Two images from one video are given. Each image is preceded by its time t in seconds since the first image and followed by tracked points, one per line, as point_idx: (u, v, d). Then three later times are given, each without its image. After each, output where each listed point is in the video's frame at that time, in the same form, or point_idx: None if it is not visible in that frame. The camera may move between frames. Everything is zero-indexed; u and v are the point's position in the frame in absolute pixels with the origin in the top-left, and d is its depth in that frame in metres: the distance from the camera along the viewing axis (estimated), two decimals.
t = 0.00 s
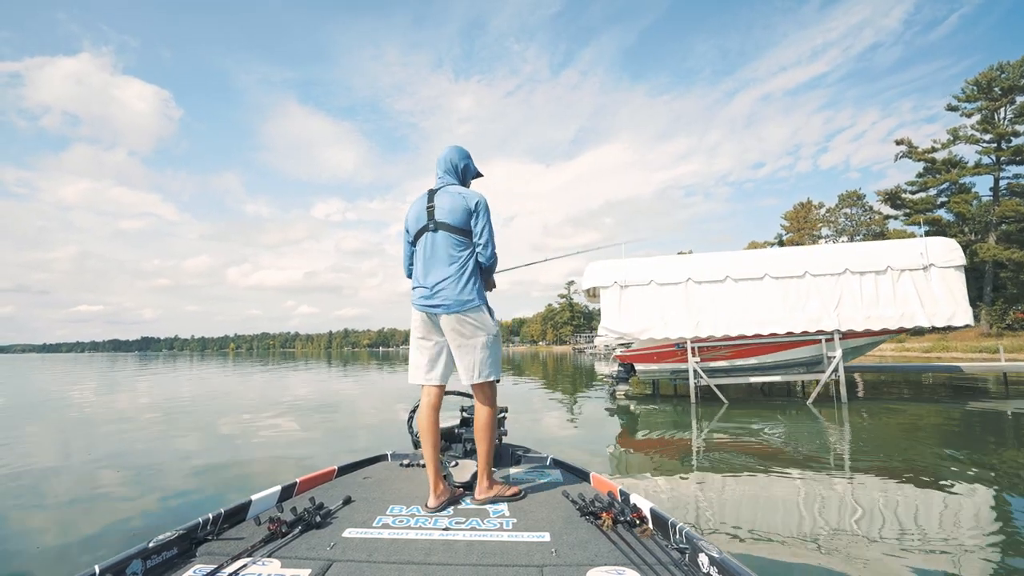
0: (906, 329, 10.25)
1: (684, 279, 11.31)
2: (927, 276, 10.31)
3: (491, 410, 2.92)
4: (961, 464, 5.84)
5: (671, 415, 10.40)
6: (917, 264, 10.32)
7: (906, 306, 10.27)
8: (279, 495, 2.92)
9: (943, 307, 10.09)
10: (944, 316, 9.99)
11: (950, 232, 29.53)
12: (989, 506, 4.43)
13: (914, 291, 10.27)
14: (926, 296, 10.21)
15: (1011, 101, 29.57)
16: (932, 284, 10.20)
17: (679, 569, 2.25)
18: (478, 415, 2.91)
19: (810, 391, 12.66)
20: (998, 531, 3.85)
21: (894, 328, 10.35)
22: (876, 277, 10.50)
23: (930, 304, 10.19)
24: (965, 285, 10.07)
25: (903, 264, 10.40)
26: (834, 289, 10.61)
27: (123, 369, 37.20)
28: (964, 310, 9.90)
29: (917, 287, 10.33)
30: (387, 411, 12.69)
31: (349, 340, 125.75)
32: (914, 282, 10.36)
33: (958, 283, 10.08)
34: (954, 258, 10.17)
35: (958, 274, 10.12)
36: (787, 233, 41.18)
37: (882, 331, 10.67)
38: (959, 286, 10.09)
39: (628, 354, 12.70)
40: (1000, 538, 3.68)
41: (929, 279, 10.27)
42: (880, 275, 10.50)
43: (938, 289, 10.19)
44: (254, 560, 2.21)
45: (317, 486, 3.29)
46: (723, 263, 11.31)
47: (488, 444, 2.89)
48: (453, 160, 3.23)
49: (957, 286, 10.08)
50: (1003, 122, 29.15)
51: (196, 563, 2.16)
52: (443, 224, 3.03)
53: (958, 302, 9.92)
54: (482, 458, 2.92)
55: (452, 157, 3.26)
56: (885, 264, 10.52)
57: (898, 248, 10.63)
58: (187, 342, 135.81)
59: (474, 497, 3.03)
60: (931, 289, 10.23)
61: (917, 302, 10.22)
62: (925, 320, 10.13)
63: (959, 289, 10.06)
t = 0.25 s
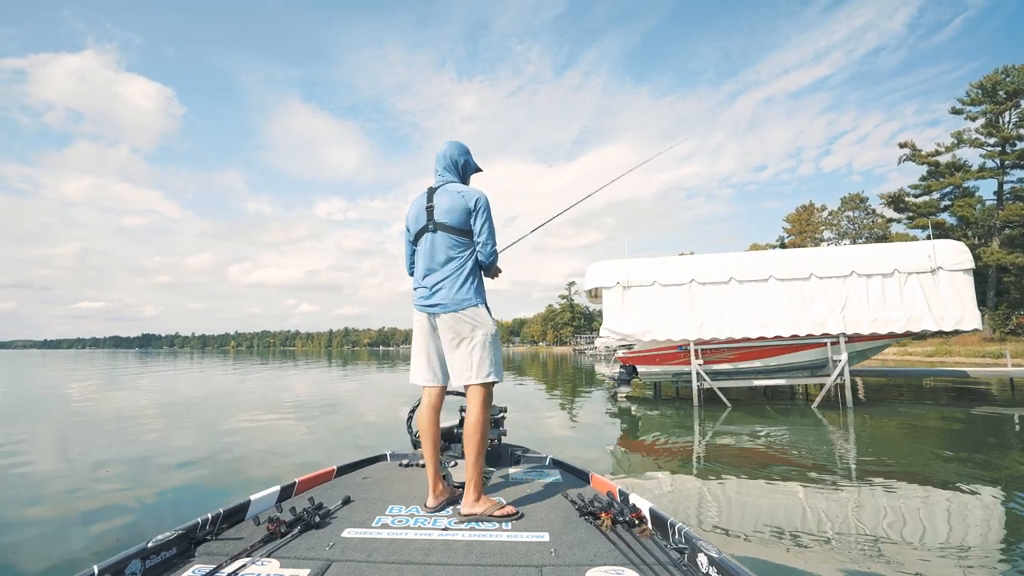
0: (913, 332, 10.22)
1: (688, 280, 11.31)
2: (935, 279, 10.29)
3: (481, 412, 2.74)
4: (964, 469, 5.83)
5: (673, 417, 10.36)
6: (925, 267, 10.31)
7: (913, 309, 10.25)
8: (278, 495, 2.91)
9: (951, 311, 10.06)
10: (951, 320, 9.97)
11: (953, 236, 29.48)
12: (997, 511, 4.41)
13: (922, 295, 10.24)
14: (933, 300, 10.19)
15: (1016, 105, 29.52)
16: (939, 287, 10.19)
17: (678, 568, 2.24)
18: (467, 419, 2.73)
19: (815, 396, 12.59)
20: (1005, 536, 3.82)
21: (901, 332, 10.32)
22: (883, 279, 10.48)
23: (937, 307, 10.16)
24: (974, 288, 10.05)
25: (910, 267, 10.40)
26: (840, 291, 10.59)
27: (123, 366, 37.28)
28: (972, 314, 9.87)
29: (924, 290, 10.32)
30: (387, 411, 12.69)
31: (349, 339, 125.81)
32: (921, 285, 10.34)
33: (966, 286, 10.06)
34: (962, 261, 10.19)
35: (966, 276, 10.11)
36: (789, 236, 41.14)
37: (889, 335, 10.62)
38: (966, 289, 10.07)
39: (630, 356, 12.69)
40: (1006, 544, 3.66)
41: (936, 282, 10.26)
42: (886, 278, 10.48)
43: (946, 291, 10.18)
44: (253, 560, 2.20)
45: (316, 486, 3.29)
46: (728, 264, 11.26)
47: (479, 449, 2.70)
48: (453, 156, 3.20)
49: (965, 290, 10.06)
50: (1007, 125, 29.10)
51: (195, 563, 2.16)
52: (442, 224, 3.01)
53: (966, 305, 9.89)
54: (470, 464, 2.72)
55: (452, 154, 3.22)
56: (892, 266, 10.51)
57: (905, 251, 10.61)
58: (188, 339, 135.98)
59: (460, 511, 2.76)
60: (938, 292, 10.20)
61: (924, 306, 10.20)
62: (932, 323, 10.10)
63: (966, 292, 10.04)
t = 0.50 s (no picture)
0: (920, 334, 10.21)
1: (692, 280, 11.30)
2: (943, 281, 10.29)
3: (479, 413, 2.75)
4: (968, 472, 5.82)
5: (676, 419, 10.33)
6: (933, 269, 10.32)
7: (922, 312, 10.22)
8: (278, 495, 2.92)
9: (959, 313, 10.05)
10: (960, 322, 9.95)
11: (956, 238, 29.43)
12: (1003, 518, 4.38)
13: (930, 297, 10.23)
14: (942, 302, 10.18)
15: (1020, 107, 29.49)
16: (948, 289, 10.17)
17: (678, 569, 2.24)
18: (466, 420, 2.74)
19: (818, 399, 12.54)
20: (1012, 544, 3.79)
21: (909, 334, 10.29)
22: (890, 280, 10.46)
23: (946, 310, 10.13)
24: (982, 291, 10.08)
25: (918, 269, 10.40)
26: (847, 292, 10.57)
27: (124, 364, 37.32)
28: (980, 317, 9.86)
29: (932, 292, 10.31)
30: (387, 411, 12.69)
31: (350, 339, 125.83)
32: (929, 286, 10.35)
33: (975, 288, 10.08)
34: (971, 263, 10.18)
35: (974, 278, 10.11)
36: (791, 237, 41.10)
37: (896, 338, 10.55)
38: (975, 291, 10.07)
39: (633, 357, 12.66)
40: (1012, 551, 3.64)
41: (945, 283, 10.25)
42: (894, 280, 10.47)
43: (954, 294, 10.17)
44: (253, 561, 2.20)
45: (316, 486, 3.29)
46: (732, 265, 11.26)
47: (477, 451, 2.71)
48: (457, 154, 3.19)
49: (974, 292, 10.07)
50: (1012, 127, 29.07)
51: (195, 563, 2.16)
52: (446, 223, 3.01)
53: (975, 308, 9.89)
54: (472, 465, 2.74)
55: (458, 150, 3.21)
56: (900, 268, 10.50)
57: (913, 252, 10.60)
58: (188, 338, 136.08)
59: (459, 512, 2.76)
60: (947, 294, 10.19)
61: (932, 308, 10.17)
62: (940, 325, 10.08)
63: (976, 295, 10.04)
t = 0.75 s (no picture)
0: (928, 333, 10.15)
1: (696, 279, 11.26)
2: (951, 278, 10.20)
3: (480, 414, 2.74)
4: (972, 472, 5.80)
5: (679, 420, 10.30)
6: (942, 266, 10.22)
7: (929, 310, 10.15)
8: (278, 496, 2.92)
9: (968, 311, 9.99)
10: (969, 321, 9.89)
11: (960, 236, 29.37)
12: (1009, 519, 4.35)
13: (938, 295, 10.13)
14: (950, 300, 10.09)
15: None
16: (956, 286, 10.10)
17: (678, 570, 2.24)
18: (466, 422, 2.74)
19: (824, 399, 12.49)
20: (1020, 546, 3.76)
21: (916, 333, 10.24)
22: (897, 278, 10.38)
23: (955, 308, 10.06)
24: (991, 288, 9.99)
25: (926, 266, 10.30)
26: (853, 290, 10.51)
27: (126, 366, 37.43)
28: (990, 315, 9.80)
29: (940, 290, 10.23)
30: (389, 411, 12.71)
31: (351, 339, 125.93)
32: (937, 283, 10.27)
33: (984, 285, 10.03)
34: (979, 260, 10.11)
35: (983, 275, 10.05)
36: (793, 237, 41.07)
37: (904, 336, 10.54)
38: (984, 289, 10.01)
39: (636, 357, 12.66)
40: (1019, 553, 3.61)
41: (953, 281, 10.17)
42: (901, 277, 10.38)
43: (963, 291, 10.08)
44: (253, 562, 2.21)
45: (316, 486, 3.30)
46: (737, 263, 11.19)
47: (478, 451, 2.72)
48: (461, 152, 3.18)
49: (983, 289, 10.02)
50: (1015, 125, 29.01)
51: (195, 564, 2.16)
52: (449, 223, 3.01)
53: (984, 306, 9.82)
54: (473, 465, 2.75)
55: (463, 148, 3.21)
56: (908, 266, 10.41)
57: (921, 249, 10.50)
58: (191, 339, 136.32)
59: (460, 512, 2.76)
60: (956, 292, 10.10)
61: (941, 306, 10.09)
62: (948, 324, 10.00)
63: (984, 293, 10.00)
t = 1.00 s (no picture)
0: (936, 330, 10.07)
1: (699, 277, 11.22)
2: (959, 275, 10.09)
3: (482, 416, 2.74)
4: (975, 472, 5.78)
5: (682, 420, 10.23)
6: (949, 263, 10.10)
7: (937, 307, 10.06)
8: (278, 496, 2.92)
9: (977, 309, 9.86)
10: (978, 318, 9.78)
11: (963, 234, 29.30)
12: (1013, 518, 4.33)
13: (947, 292, 10.03)
14: (959, 297, 9.99)
15: None
16: (965, 284, 10.00)
17: (678, 570, 2.24)
18: (468, 424, 2.74)
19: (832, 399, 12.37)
20: None
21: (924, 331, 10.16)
22: (904, 276, 10.30)
23: (963, 305, 9.95)
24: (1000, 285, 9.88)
25: (934, 263, 10.21)
26: (860, 288, 10.46)
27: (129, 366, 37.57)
28: (999, 312, 9.69)
29: (948, 287, 10.13)
30: (390, 412, 12.72)
31: (353, 340, 126.05)
32: (945, 281, 10.16)
33: (993, 282, 9.90)
34: (987, 257, 9.99)
35: (991, 272, 9.93)
36: (795, 235, 41.04)
37: (911, 334, 10.47)
38: (993, 286, 9.89)
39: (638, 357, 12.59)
40: None
41: (961, 278, 10.06)
42: (909, 274, 10.30)
43: (972, 289, 9.97)
44: (252, 561, 2.21)
45: (316, 486, 3.30)
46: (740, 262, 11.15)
47: (480, 453, 2.72)
48: (463, 150, 3.17)
49: (992, 286, 9.88)
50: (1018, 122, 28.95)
51: (194, 563, 2.17)
52: (449, 222, 3.01)
53: (993, 303, 9.70)
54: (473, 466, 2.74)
55: (466, 147, 3.20)
56: (915, 263, 10.33)
57: (929, 246, 10.38)
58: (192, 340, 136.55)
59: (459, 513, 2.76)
60: (964, 289, 10.01)
61: (949, 304, 10.00)
62: (957, 321, 9.91)
63: (994, 290, 9.85)
